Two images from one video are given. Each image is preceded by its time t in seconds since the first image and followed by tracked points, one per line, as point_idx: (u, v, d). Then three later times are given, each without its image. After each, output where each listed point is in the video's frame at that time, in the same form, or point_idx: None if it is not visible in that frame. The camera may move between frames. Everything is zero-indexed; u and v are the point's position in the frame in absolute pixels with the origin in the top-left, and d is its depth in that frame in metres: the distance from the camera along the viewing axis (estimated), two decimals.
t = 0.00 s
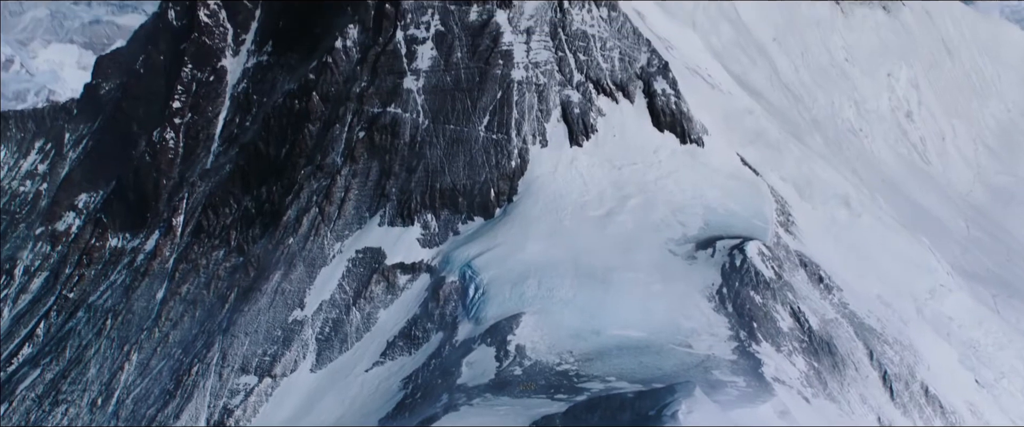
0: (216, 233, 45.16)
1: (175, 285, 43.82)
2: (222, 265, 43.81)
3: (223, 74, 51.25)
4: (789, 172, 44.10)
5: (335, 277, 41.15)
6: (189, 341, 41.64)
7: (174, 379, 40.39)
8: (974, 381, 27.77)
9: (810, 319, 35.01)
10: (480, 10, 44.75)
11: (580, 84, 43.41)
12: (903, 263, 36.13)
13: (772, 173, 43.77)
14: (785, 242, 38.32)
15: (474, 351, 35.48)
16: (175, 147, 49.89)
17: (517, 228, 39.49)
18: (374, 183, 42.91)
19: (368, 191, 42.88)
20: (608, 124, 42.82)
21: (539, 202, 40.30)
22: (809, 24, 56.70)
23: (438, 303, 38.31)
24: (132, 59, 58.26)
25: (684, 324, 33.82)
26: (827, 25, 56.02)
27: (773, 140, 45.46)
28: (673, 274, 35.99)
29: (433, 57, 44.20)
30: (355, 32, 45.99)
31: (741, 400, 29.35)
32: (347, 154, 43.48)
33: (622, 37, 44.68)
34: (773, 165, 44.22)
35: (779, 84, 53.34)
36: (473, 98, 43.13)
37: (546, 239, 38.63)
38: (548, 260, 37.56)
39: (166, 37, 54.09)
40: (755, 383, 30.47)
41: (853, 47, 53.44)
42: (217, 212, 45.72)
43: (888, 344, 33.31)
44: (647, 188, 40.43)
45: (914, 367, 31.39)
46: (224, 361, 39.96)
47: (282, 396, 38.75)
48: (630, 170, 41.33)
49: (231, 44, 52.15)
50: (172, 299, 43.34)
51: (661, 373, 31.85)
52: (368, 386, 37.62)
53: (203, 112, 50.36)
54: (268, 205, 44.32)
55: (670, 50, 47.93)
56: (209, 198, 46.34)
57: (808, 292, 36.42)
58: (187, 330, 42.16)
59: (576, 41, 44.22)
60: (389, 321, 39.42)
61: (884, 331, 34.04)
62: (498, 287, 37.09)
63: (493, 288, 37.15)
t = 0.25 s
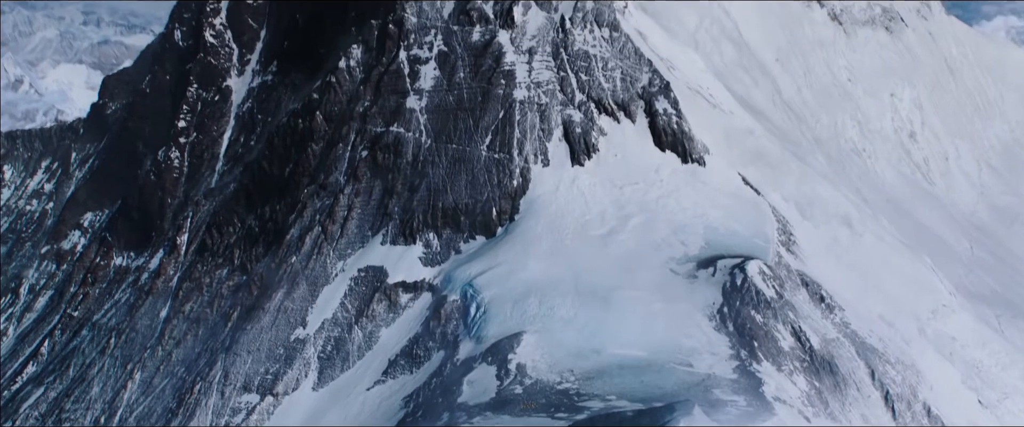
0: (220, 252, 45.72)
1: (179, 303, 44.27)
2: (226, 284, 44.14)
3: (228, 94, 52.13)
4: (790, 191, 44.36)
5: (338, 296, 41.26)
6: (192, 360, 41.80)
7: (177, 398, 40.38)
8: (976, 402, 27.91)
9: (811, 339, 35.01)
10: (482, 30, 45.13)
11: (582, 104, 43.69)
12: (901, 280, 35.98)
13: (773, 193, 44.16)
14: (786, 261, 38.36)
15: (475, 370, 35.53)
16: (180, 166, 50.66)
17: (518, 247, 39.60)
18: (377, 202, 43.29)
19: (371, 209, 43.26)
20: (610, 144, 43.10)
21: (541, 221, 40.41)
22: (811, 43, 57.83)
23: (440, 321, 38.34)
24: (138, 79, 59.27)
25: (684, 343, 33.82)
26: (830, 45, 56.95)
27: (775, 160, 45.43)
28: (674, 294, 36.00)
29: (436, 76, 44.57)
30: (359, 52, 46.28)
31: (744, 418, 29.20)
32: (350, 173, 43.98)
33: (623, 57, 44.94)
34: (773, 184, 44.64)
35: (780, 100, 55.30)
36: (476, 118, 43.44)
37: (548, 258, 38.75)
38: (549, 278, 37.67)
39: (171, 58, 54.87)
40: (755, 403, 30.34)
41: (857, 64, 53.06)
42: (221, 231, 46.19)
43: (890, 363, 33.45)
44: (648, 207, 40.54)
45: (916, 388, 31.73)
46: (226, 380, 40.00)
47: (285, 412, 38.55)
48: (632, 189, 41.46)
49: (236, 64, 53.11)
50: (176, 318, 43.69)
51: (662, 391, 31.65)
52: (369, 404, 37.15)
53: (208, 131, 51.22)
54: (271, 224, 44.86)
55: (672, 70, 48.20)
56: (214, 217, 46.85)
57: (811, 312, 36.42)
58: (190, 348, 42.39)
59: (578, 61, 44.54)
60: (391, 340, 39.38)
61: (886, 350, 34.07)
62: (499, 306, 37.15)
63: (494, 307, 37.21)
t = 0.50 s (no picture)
0: (223, 272, 45.97)
1: (181, 323, 44.62)
2: (228, 304, 44.34)
3: (231, 115, 52.59)
4: (790, 211, 44.57)
5: (339, 315, 41.31)
6: (194, 379, 41.97)
7: (178, 417, 40.48)
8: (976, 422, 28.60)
9: (812, 359, 34.94)
10: (484, 52, 45.43)
11: (583, 125, 43.78)
12: (905, 301, 35.51)
13: (774, 214, 44.34)
14: (787, 282, 38.20)
15: (475, 389, 35.32)
16: (184, 186, 51.54)
17: (519, 267, 39.65)
18: (379, 222, 43.49)
19: (372, 229, 43.44)
20: (611, 164, 43.19)
21: (542, 240, 40.49)
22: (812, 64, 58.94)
23: (441, 341, 38.37)
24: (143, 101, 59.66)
25: (684, 363, 33.79)
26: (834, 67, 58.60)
27: (776, 181, 45.52)
28: (674, 314, 36.01)
29: (438, 97, 44.87)
30: (362, 73, 46.67)
31: None
32: (352, 193, 44.27)
33: (625, 78, 44.83)
34: (773, 204, 44.78)
35: (784, 122, 56.42)
36: (477, 138, 43.68)
37: (548, 278, 38.84)
38: (550, 298, 37.74)
39: (177, 79, 55.50)
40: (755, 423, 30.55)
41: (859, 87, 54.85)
42: (224, 251, 46.52)
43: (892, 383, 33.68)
44: (649, 227, 40.62)
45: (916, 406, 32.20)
46: (228, 399, 39.99)
47: None
48: (632, 209, 41.58)
49: (240, 85, 53.62)
50: (178, 337, 44.06)
51: (662, 411, 31.70)
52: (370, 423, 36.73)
53: (211, 152, 51.78)
54: (274, 244, 45.15)
55: (672, 91, 48.52)
56: (217, 237, 47.25)
57: (812, 333, 36.38)
58: (192, 367, 42.65)
59: (579, 82, 44.62)
60: (392, 360, 39.31)
61: (887, 370, 34.08)
62: (499, 325, 37.14)
63: (495, 327, 37.19)
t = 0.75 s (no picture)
0: (226, 293, 46.15)
1: (185, 344, 44.85)
2: (232, 325, 44.58)
3: (236, 137, 52.96)
4: (793, 234, 43.89)
5: (342, 336, 41.36)
6: (198, 400, 42.27)
7: None
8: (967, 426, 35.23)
9: (813, 381, 34.65)
10: (487, 73, 45.78)
11: (586, 147, 43.92)
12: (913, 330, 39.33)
13: (777, 235, 43.59)
14: (789, 304, 38.09)
15: (477, 410, 35.09)
16: (189, 207, 51.99)
17: (521, 289, 39.70)
18: (382, 243, 43.64)
19: (375, 250, 43.58)
20: (613, 186, 43.25)
21: (543, 262, 40.55)
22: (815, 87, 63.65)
23: (443, 362, 38.30)
24: (149, 123, 60.71)
25: (685, 384, 33.72)
26: (836, 90, 63.84)
27: (778, 202, 45.54)
28: (675, 335, 36.00)
29: (441, 119, 45.17)
30: (365, 95, 46.97)
31: None
32: (355, 215, 44.51)
33: (627, 100, 45.20)
34: (775, 225, 44.15)
35: (785, 144, 59.47)
36: (480, 160, 43.96)
37: (550, 299, 38.94)
38: (551, 320, 37.79)
39: (183, 101, 56.22)
40: None
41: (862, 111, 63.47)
42: (228, 272, 46.71)
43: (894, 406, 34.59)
44: (650, 249, 40.65)
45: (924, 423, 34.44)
46: (230, 420, 40.21)
47: None
48: (633, 230, 41.61)
49: (246, 107, 53.98)
50: (182, 358, 44.28)
51: None
52: None
53: (216, 173, 52.19)
54: (277, 265, 45.37)
55: (675, 113, 48.70)
56: (221, 258, 47.47)
57: (814, 354, 36.20)
58: (196, 388, 42.90)
59: (582, 104, 44.84)
60: (394, 381, 39.30)
61: (890, 393, 35.23)
62: (501, 347, 37.11)
63: (496, 348, 37.18)
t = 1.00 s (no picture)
0: (229, 312, 46.32)
1: (187, 363, 44.92)
2: (234, 344, 44.71)
3: (240, 156, 53.80)
4: (794, 253, 43.98)
5: (343, 354, 41.36)
6: (199, 419, 42.29)
7: None
8: None
9: (814, 400, 34.65)
10: (488, 94, 46.13)
11: (586, 166, 44.12)
12: (914, 350, 39.20)
13: (777, 254, 43.64)
14: (790, 323, 38.12)
15: None
16: (192, 226, 52.70)
17: (522, 308, 39.73)
18: (383, 262, 43.78)
19: (377, 269, 43.72)
20: (614, 205, 43.40)
21: (544, 281, 40.62)
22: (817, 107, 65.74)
23: (444, 381, 38.09)
24: (154, 143, 61.16)
25: (686, 404, 33.59)
26: (838, 110, 66.06)
27: (779, 222, 45.62)
28: (675, 354, 36.09)
29: (442, 139, 45.45)
30: (368, 115, 47.38)
31: None
32: (357, 234, 44.73)
33: (628, 120, 45.36)
34: (776, 244, 44.15)
35: (788, 163, 60.27)
36: (481, 180, 44.19)
37: (551, 319, 38.95)
38: (552, 339, 37.75)
39: (187, 121, 57.48)
40: None
41: (864, 131, 65.02)
42: (230, 291, 46.87)
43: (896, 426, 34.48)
44: (651, 268, 40.69)
45: None
46: None
47: None
48: (634, 250, 41.69)
49: (248, 126, 55.15)
50: (184, 377, 44.30)
51: None
52: None
53: (220, 193, 52.87)
54: (279, 284, 45.57)
55: (676, 133, 48.91)
56: (223, 277, 47.65)
57: (815, 374, 36.20)
58: (197, 407, 42.92)
59: (583, 124, 45.04)
60: (394, 400, 39.11)
61: (891, 414, 35.12)
62: (501, 366, 37.00)
63: (497, 367, 37.05)
